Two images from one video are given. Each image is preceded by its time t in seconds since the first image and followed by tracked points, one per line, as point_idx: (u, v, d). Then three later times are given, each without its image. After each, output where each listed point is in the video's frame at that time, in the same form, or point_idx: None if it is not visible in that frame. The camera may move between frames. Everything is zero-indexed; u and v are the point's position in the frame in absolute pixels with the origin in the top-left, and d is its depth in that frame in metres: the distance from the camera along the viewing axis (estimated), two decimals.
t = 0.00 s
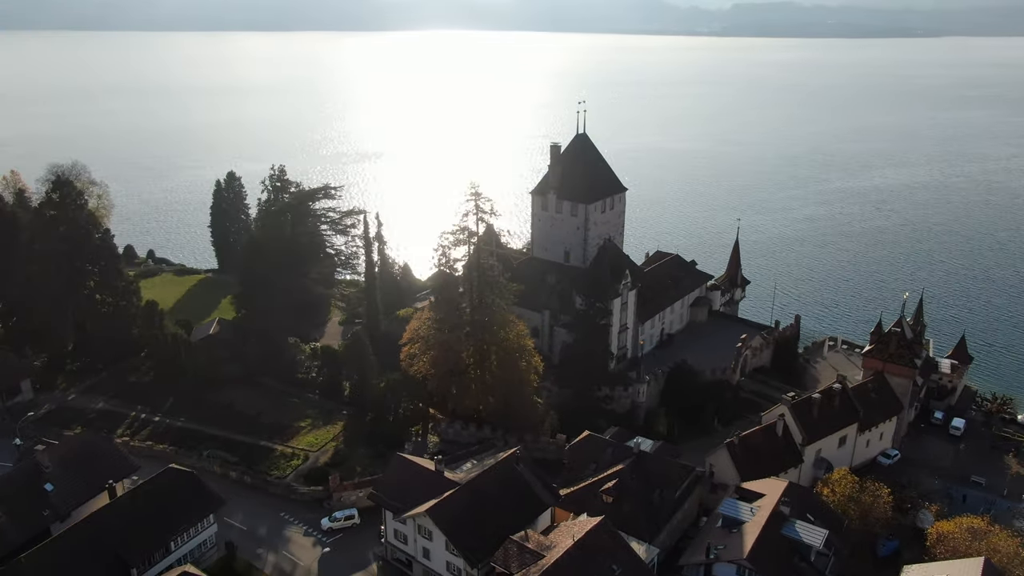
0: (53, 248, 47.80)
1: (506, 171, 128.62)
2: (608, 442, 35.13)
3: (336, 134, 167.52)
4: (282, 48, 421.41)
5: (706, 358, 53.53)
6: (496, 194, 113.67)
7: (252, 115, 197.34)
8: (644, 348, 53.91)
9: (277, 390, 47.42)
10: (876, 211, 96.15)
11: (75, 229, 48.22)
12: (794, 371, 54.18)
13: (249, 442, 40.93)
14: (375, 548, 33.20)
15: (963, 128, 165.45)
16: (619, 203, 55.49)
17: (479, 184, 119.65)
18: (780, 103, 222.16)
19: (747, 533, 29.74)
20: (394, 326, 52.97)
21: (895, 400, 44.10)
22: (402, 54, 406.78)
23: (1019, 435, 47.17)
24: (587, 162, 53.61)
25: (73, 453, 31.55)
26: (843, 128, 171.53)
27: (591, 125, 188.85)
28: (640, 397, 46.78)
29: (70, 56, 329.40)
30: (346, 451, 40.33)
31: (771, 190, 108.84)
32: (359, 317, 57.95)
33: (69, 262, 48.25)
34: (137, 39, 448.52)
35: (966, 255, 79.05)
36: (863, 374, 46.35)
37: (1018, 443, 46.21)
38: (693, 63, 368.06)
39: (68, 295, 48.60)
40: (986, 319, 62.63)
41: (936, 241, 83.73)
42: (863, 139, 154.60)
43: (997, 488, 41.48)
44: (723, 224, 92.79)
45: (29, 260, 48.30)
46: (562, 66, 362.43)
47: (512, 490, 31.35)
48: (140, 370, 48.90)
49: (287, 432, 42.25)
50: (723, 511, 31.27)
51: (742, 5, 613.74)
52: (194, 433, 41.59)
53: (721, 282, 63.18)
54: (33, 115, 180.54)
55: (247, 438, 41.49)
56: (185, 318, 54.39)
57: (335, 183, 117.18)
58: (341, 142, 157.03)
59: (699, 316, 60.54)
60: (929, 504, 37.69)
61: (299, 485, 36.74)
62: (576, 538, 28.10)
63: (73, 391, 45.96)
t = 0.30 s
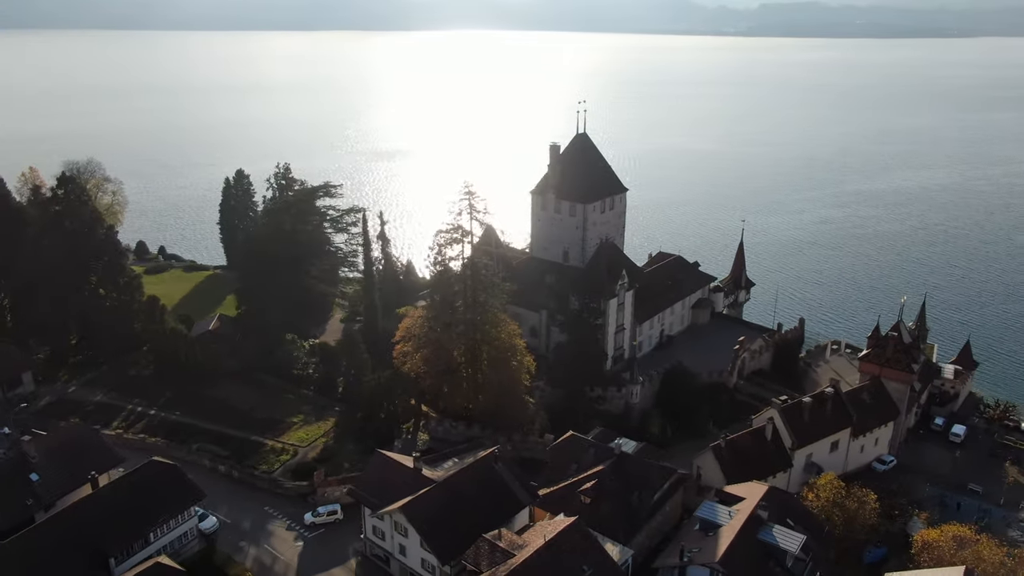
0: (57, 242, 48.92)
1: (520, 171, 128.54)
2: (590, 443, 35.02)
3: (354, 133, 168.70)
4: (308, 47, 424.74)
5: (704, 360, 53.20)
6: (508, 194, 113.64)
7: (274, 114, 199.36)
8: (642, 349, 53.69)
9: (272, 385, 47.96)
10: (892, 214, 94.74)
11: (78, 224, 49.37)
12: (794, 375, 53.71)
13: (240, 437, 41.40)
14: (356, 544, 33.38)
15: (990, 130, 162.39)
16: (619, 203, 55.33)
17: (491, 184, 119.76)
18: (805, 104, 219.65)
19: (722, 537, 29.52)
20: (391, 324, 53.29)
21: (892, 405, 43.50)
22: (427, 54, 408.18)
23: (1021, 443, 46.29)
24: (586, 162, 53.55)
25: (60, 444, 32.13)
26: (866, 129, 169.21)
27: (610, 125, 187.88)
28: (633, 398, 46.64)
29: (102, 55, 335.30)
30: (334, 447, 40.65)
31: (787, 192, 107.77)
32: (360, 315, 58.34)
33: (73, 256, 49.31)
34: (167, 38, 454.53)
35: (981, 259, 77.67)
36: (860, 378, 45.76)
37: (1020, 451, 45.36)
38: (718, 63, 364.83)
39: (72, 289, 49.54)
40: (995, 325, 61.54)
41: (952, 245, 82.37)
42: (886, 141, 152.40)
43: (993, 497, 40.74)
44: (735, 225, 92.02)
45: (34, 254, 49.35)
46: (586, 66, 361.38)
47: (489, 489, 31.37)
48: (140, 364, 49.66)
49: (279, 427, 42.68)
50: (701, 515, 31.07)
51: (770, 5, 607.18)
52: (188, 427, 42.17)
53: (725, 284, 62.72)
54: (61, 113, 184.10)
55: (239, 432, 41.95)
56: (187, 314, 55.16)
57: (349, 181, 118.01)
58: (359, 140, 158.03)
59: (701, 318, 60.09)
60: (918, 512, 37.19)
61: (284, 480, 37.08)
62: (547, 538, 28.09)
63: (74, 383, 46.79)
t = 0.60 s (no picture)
0: (61, 238, 49.80)
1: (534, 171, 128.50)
2: (572, 443, 34.96)
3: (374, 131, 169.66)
4: (334, 47, 427.60)
5: (702, 363, 52.80)
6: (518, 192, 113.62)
7: (296, 113, 201.12)
8: (639, 351, 53.47)
9: (269, 381, 48.31)
10: (909, 217, 93.26)
11: (82, 219, 50.23)
12: (793, 379, 53.42)
13: (232, 431, 41.85)
14: (337, 540, 33.61)
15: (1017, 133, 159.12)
16: (619, 204, 55.11)
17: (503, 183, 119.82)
18: (829, 105, 216.70)
19: (696, 540, 29.36)
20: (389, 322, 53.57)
21: (887, 410, 42.87)
22: (451, 53, 409.06)
23: (1022, 451, 45.44)
24: (586, 162, 53.40)
25: (46, 437, 32.69)
26: (890, 131, 166.60)
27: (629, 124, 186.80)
28: (626, 400, 46.51)
29: (133, 54, 340.95)
30: (324, 443, 41.00)
31: (802, 194, 106.61)
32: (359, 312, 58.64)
33: (77, 252, 50.17)
34: (197, 38, 460.26)
35: (995, 264, 76.23)
36: (858, 383, 45.18)
37: (1021, 460, 44.51)
38: (744, 64, 361.17)
39: (75, 284, 50.39)
40: (1004, 331, 60.32)
41: (966, 249, 80.98)
42: (910, 143, 149.97)
43: (989, 506, 40.03)
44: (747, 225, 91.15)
45: (39, 249, 50.18)
46: (610, 66, 359.71)
47: (466, 487, 31.48)
48: (140, 358, 50.38)
49: (272, 423, 43.09)
50: (678, 518, 30.89)
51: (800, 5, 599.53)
52: (182, 420, 42.68)
53: (728, 286, 62.43)
54: (89, 110, 187.47)
55: (232, 427, 42.40)
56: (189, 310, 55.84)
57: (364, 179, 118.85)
58: (377, 139, 158.95)
59: (704, 320, 59.59)
60: (907, 520, 36.66)
61: (271, 475, 37.46)
62: (518, 538, 28.13)
63: (75, 376, 47.62)
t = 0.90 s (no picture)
0: (67, 232, 50.68)
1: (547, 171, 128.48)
2: (553, 443, 34.91)
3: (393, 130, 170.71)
4: (359, 47, 430.33)
5: (700, 365, 52.41)
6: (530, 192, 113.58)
7: (318, 111, 202.95)
8: (636, 352, 53.19)
9: (265, 376, 48.83)
10: (925, 221, 91.77)
11: (88, 215, 51.05)
12: (792, 383, 52.88)
13: (225, 426, 42.46)
14: (318, 535, 33.83)
15: None
16: (619, 204, 54.95)
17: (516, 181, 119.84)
18: (854, 106, 213.88)
19: (669, 543, 29.23)
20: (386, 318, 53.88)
21: (882, 416, 42.27)
22: (475, 53, 409.95)
23: None
24: (585, 162, 53.28)
25: (35, 426, 33.38)
26: (914, 133, 164.04)
27: (648, 123, 185.63)
28: (619, 401, 46.38)
29: (161, 53, 345.57)
30: (314, 439, 41.40)
31: (817, 195, 105.41)
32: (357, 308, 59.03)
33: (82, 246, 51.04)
34: (226, 37, 465.79)
35: (1010, 270, 74.80)
36: (854, 388, 44.61)
37: (1021, 468, 43.69)
38: (770, 64, 357.67)
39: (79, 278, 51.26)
40: (1013, 337, 59.22)
41: (981, 254, 79.53)
42: (933, 145, 147.57)
43: (983, 515, 39.35)
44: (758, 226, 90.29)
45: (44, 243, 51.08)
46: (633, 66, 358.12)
47: (443, 485, 31.58)
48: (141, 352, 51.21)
49: (265, 418, 43.59)
50: (654, 520, 30.76)
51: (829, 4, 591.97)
52: (176, 414, 43.35)
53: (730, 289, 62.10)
54: (115, 108, 190.37)
55: (225, 422, 42.97)
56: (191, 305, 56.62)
57: (379, 177, 119.65)
58: (395, 138, 159.84)
59: (705, 321, 59.15)
60: (895, 527, 36.16)
61: (258, 470, 37.87)
62: (489, 537, 28.16)
63: (76, 369, 48.55)
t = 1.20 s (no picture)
0: (72, 227, 51.66)
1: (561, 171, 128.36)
2: (536, 443, 34.91)
3: (411, 129, 171.85)
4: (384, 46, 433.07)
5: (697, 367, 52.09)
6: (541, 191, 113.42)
7: (339, 111, 204.67)
8: (634, 353, 53.01)
9: (262, 370, 49.34)
10: (940, 224, 90.34)
11: (94, 211, 52.03)
12: (791, 386, 52.37)
13: (217, 420, 43.04)
14: (299, 530, 34.10)
15: None
16: (619, 204, 54.87)
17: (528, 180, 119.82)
18: (878, 108, 211.23)
19: (642, 545, 29.14)
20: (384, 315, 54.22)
21: (876, 421, 41.75)
22: (498, 54, 410.75)
23: None
24: (585, 163, 53.33)
25: (26, 417, 34.07)
26: (939, 135, 161.44)
27: (667, 123, 184.56)
28: (611, 402, 46.33)
29: (189, 52, 350.29)
30: (304, 434, 41.81)
31: (832, 197, 104.19)
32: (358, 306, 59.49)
33: (88, 242, 52.00)
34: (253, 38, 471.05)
35: None
36: (849, 392, 44.11)
37: (1020, 477, 42.89)
38: (796, 65, 353.97)
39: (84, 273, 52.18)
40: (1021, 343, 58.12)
41: (996, 259, 78.12)
42: (956, 148, 145.23)
43: (978, 523, 38.67)
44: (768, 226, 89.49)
45: (50, 237, 52.06)
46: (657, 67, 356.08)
47: (420, 482, 31.79)
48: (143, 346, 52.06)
49: (259, 412, 44.12)
50: (630, 521, 30.67)
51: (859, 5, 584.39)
52: (171, 407, 44.01)
53: (735, 291, 61.61)
54: (140, 107, 193.34)
55: (219, 416, 43.54)
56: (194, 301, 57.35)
57: (394, 176, 120.38)
58: (413, 137, 160.73)
59: (707, 323, 58.87)
60: (881, 534, 35.69)
61: (246, 464, 38.26)
62: (461, 534, 28.29)
63: (79, 361, 49.52)
